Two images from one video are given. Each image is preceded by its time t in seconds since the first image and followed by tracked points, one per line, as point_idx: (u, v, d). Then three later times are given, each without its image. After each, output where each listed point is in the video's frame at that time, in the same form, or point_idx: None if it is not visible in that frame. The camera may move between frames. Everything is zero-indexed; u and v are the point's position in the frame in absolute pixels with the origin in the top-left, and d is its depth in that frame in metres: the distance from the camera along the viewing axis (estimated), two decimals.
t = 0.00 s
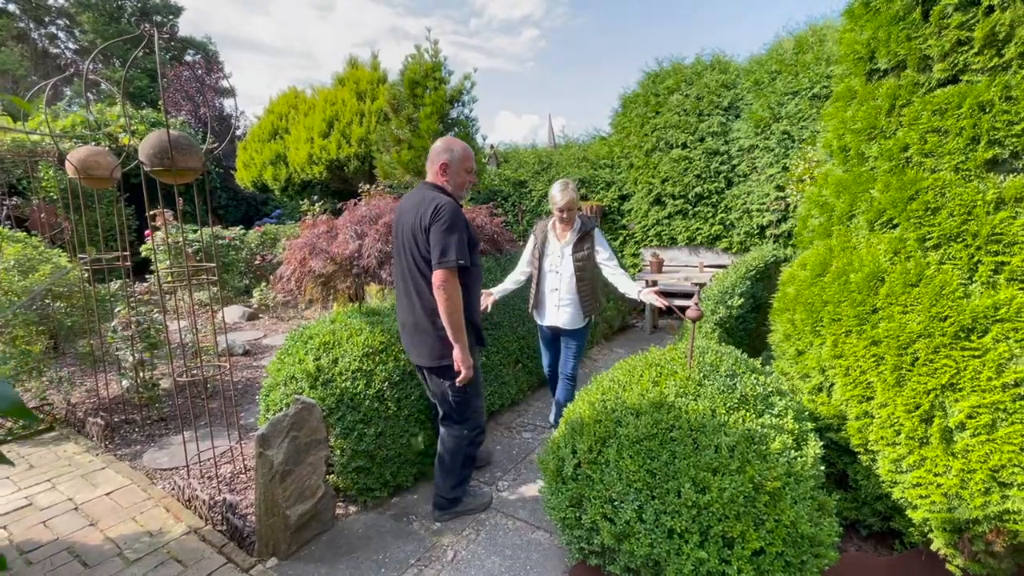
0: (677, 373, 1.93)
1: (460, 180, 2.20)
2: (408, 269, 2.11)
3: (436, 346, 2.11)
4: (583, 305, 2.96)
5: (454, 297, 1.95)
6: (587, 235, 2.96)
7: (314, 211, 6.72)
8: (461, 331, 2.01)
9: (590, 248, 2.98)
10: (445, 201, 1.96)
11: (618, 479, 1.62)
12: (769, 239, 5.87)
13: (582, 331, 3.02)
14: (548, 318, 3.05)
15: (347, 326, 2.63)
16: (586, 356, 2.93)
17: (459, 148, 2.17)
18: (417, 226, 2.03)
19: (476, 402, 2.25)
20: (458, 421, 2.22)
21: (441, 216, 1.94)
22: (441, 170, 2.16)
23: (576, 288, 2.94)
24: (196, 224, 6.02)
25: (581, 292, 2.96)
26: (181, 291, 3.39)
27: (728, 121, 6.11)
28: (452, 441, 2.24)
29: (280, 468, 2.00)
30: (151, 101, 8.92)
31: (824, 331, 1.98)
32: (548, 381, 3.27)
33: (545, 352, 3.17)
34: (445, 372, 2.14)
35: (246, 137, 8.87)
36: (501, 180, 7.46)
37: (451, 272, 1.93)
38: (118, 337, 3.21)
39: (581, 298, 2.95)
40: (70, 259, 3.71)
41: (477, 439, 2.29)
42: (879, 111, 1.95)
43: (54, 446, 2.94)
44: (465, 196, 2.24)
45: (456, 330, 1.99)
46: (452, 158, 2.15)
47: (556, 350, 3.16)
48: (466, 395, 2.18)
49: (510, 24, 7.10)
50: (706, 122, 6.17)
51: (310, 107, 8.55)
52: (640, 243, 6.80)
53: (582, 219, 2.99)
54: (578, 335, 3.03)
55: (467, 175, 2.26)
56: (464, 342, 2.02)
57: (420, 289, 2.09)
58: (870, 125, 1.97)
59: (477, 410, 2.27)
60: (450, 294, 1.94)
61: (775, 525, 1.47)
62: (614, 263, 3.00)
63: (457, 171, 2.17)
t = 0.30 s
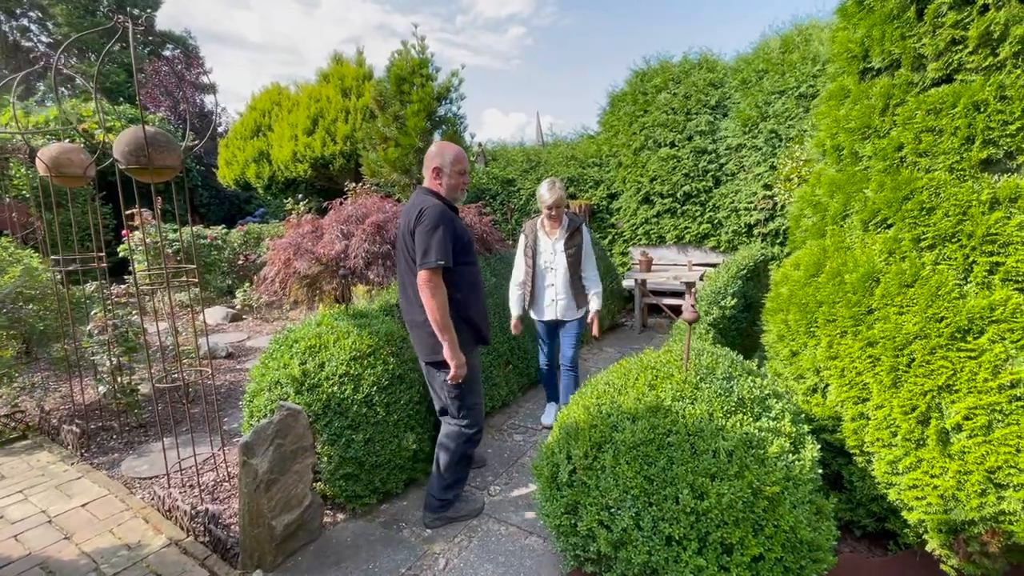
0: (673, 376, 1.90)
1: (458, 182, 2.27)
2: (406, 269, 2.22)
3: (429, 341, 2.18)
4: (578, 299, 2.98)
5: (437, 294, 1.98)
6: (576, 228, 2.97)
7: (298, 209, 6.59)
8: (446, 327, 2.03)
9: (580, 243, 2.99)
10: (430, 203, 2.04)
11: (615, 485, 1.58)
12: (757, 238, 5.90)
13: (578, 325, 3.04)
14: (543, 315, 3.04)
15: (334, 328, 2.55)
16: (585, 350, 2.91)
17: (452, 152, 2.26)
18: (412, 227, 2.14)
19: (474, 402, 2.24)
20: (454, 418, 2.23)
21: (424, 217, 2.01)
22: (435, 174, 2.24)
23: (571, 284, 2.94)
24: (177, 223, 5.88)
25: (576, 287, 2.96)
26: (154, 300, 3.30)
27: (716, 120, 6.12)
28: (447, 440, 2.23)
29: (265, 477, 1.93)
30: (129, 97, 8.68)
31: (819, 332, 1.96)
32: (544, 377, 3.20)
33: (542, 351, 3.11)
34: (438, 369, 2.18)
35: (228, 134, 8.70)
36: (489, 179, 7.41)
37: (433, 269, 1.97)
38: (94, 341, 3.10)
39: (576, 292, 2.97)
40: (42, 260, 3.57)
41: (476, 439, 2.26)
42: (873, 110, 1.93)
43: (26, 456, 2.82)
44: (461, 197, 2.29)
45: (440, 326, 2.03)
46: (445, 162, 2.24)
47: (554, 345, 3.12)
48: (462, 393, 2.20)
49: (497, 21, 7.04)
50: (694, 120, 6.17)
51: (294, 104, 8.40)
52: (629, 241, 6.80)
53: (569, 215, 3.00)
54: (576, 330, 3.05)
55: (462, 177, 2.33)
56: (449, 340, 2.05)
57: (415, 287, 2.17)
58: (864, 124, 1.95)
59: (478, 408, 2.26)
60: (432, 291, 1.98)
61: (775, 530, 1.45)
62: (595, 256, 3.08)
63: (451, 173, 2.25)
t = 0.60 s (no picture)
0: (666, 374, 1.87)
1: (444, 175, 2.25)
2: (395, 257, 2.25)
3: (416, 328, 2.20)
4: (575, 291, 2.96)
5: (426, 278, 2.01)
6: (573, 219, 2.95)
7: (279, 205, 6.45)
8: (434, 311, 2.06)
9: (578, 234, 2.96)
10: (420, 192, 2.07)
11: (608, 486, 1.55)
12: (742, 234, 5.92)
13: (574, 317, 3.02)
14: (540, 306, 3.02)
15: (317, 328, 2.47)
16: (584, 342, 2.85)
17: (439, 145, 2.26)
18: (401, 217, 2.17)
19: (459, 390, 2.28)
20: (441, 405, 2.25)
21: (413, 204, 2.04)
22: (422, 167, 2.23)
23: (569, 275, 2.91)
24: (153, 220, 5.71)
25: (573, 278, 2.93)
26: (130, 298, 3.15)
27: (702, 115, 6.13)
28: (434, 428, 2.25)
29: (246, 483, 1.87)
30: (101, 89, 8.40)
31: (810, 328, 1.94)
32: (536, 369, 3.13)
33: (539, 342, 3.04)
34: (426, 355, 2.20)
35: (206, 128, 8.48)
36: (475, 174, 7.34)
37: (422, 254, 2.00)
38: (65, 343, 2.98)
39: (574, 284, 2.95)
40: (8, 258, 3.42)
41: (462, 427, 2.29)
42: (864, 105, 1.92)
43: None
44: (446, 190, 2.27)
45: (429, 310, 2.06)
46: (432, 155, 2.23)
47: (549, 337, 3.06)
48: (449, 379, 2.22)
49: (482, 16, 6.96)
50: (681, 116, 6.17)
51: (275, 98, 8.22)
52: (616, 237, 6.80)
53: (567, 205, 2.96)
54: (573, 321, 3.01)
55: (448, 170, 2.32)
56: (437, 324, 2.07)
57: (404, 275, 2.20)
58: (856, 119, 1.93)
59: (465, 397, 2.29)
60: (421, 274, 2.01)
61: (770, 529, 1.43)
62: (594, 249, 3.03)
63: (437, 166, 2.23)
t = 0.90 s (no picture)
0: (660, 370, 1.83)
1: (426, 168, 2.19)
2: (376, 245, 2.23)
3: (397, 316, 2.19)
4: (583, 288, 3.03)
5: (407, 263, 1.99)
6: (587, 217, 3.03)
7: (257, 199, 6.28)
8: (415, 297, 2.04)
9: (590, 233, 3.03)
10: (400, 179, 2.05)
11: (602, 486, 1.51)
12: (726, 227, 5.94)
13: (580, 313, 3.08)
14: (548, 299, 3.12)
15: (297, 325, 2.37)
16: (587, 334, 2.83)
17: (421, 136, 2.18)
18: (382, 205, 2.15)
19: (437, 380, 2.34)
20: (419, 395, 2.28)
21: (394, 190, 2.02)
22: (404, 158, 2.15)
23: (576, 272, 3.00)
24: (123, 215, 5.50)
25: (581, 275, 3.01)
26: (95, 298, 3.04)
27: (686, 109, 6.13)
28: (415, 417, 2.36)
29: (223, 491, 1.78)
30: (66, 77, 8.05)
31: (802, 322, 1.92)
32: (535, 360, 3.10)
33: (542, 333, 3.07)
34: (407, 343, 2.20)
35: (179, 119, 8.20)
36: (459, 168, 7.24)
37: (403, 239, 1.98)
38: (27, 344, 2.83)
39: (579, 280, 3.02)
40: None
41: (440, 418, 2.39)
42: (856, 96, 1.89)
43: None
44: (429, 182, 2.20)
45: (408, 296, 2.04)
46: (413, 146, 2.15)
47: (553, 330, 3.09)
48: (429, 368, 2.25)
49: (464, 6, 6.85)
50: (665, 109, 6.16)
51: (251, 88, 7.98)
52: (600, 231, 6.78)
53: (584, 205, 3.07)
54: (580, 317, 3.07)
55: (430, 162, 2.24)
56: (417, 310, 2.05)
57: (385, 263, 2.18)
58: (847, 110, 1.90)
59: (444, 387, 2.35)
60: (401, 259, 1.99)
61: (767, 527, 1.40)
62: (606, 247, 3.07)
63: (419, 157, 2.15)
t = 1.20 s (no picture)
0: (656, 366, 1.79)
1: (410, 158, 2.14)
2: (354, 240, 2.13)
3: (378, 314, 2.10)
4: (593, 277, 3.00)
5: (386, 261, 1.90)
6: (600, 205, 2.97)
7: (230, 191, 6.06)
8: (394, 296, 1.96)
9: (602, 221, 2.97)
10: (378, 172, 1.95)
11: (599, 487, 1.45)
12: (710, 220, 5.94)
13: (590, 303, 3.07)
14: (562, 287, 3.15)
15: (275, 322, 2.26)
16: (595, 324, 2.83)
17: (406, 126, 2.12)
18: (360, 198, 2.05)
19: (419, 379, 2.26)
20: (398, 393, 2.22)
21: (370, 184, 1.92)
22: (388, 149, 2.08)
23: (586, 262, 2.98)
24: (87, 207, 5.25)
25: (590, 266, 2.98)
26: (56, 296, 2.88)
27: (669, 101, 6.10)
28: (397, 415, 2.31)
29: (199, 499, 1.68)
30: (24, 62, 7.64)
31: (796, 315, 1.89)
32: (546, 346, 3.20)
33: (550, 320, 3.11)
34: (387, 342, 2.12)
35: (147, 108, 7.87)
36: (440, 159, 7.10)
37: (381, 235, 1.89)
38: None
39: (589, 269, 2.99)
40: None
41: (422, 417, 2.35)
42: (851, 85, 1.86)
43: None
44: (413, 174, 2.17)
45: (388, 294, 1.95)
46: (400, 136, 2.10)
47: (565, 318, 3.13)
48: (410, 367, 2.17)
49: None
50: (649, 101, 6.12)
51: (223, 76, 7.70)
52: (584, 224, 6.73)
53: (598, 192, 3.00)
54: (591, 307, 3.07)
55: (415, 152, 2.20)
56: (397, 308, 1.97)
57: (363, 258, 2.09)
58: (842, 100, 1.87)
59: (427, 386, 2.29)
60: (379, 256, 1.90)
61: (769, 526, 1.36)
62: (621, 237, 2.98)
63: (406, 148, 2.10)
